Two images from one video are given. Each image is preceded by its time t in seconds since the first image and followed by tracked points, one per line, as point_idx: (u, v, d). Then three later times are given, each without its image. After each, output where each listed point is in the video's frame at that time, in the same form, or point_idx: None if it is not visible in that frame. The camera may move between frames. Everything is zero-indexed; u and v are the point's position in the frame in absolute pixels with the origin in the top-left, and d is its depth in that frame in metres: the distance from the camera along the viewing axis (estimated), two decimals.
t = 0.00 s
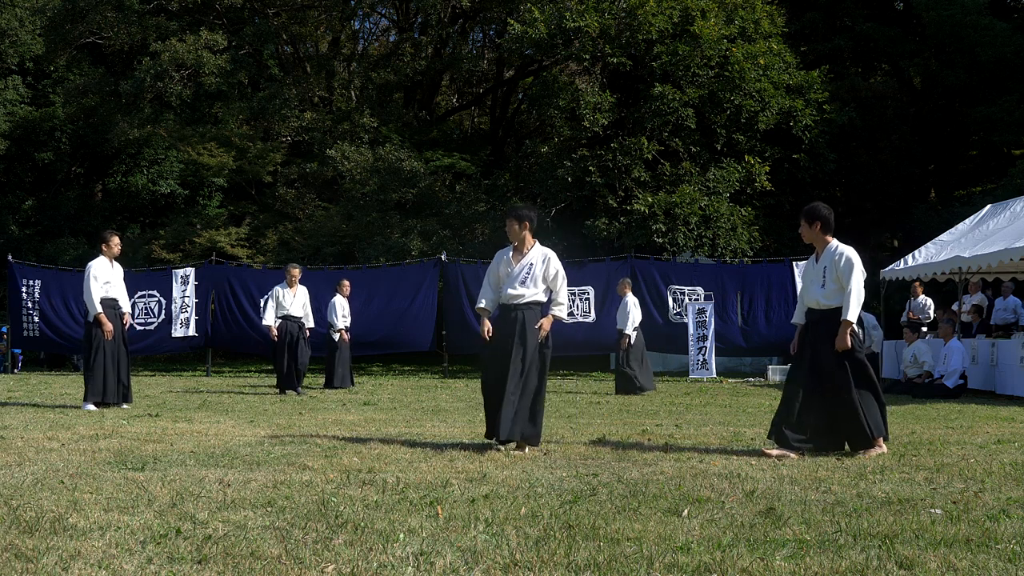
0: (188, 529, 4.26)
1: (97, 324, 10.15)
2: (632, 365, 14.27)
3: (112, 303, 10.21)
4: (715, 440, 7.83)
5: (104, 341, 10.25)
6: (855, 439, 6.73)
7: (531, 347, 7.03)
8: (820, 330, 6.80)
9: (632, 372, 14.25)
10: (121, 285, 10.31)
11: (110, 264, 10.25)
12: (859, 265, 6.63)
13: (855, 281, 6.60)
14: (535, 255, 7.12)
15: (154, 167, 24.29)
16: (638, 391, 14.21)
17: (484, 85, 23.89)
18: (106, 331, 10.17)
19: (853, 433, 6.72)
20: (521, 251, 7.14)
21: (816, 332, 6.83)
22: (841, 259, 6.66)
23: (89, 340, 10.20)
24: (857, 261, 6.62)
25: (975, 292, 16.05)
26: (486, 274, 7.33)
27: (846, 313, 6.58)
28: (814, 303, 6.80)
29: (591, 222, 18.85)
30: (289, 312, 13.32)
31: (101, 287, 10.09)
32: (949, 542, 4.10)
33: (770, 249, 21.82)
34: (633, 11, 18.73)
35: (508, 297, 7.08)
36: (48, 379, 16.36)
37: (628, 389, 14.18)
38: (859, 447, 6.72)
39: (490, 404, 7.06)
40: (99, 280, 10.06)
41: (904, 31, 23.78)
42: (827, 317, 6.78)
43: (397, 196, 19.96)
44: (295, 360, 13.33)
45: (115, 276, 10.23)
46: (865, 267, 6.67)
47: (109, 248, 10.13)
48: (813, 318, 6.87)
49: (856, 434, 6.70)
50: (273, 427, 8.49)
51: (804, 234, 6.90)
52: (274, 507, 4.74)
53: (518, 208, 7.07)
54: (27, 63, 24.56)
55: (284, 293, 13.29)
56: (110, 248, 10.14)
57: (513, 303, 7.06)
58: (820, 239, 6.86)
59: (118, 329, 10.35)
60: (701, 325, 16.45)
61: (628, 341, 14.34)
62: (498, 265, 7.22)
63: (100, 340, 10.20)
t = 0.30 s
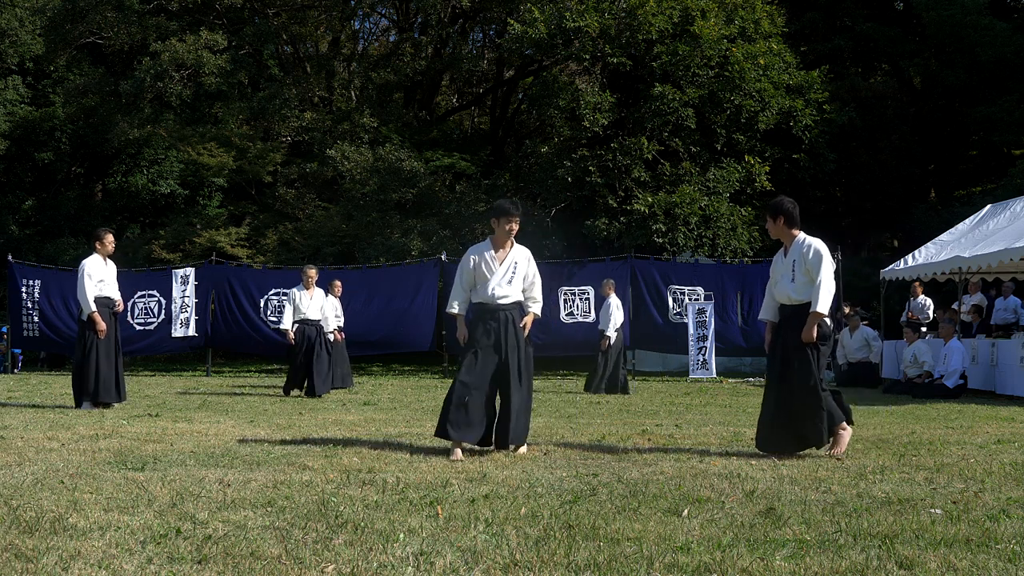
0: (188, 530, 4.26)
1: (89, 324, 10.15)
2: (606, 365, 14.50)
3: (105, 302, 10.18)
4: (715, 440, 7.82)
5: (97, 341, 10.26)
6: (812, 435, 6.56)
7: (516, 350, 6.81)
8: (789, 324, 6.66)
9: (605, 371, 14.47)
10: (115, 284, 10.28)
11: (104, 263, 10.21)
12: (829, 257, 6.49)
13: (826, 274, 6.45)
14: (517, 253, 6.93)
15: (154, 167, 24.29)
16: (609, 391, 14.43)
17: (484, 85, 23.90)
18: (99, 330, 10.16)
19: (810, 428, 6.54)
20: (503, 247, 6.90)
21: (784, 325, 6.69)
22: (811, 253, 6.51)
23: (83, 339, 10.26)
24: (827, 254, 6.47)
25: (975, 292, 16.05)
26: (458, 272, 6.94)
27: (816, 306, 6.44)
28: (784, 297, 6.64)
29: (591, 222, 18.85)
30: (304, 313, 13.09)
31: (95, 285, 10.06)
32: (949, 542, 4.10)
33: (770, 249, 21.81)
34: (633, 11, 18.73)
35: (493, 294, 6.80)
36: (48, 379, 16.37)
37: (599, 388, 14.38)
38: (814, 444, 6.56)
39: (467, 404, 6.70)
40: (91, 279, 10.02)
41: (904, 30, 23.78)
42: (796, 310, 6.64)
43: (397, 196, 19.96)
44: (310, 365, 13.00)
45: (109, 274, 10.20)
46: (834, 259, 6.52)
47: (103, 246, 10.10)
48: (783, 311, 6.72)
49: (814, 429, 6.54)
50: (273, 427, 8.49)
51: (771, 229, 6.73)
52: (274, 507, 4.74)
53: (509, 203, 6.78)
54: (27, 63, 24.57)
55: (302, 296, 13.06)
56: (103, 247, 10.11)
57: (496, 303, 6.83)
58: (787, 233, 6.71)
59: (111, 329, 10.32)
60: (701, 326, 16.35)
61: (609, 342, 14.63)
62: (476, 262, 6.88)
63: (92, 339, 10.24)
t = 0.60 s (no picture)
0: (188, 529, 4.26)
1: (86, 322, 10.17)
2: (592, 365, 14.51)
3: (101, 300, 10.16)
4: (715, 440, 7.83)
5: (95, 340, 10.24)
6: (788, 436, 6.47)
7: (496, 350, 6.78)
8: (775, 322, 6.63)
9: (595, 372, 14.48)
10: (113, 283, 10.29)
11: (102, 262, 10.25)
12: (816, 256, 6.42)
13: (812, 274, 6.39)
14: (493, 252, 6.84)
15: (154, 167, 24.30)
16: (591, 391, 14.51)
17: (484, 85, 23.93)
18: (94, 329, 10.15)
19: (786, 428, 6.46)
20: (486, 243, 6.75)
21: (770, 323, 6.67)
22: (798, 251, 6.46)
23: (80, 338, 10.25)
24: (814, 254, 6.40)
25: (975, 293, 16.04)
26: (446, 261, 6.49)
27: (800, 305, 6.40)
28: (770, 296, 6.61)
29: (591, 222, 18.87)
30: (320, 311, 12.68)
31: (92, 284, 10.08)
32: (949, 542, 4.10)
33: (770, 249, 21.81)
34: (633, 11, 18.73)
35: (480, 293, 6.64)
36: (47, 379, 16.37)
37: (599, 391, 14.41)
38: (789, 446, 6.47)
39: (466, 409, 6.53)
40: (87, 277, 10.04)
41: (904, 31, 23.78)
42: (782, 309, 6.61)
43: (397, 196, 19.97)
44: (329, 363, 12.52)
45: (106, 273, 10.22)
46: (823, 259, 6.45)
47: (100, 245, 10.11)
48: (772, 310, 6.70)
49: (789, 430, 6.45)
50: (273, 427, 8.49)
51: (762, 226, 6.69)
52: (274, 507, 4.74)
53: (506, 206, 6.80)
54: (27, 63, 24.58)
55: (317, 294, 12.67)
56: (100, 246, 10.13)
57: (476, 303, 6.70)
58: (779, 230, 6.65)
59: (109, 328, 10.31)
60: (701, 326, 16.33)
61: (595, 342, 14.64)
62: (472, 255, 6.56)
63: (90, 339, 10.22)
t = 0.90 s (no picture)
0: (188, 529, 4.26)
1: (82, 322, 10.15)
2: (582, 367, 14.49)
3: (98, 299, 10.17)
4: (715, 440, 7.83)
5: (93, 339, 10.20)
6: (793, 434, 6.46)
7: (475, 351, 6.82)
8: (770, 320, 6.65)
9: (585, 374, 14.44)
10: (111, 282, 10.32)
11: (101, 262, 10.28)
12: (812, 256, 6.43)
13: (807, 275, 6.41)
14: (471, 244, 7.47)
15: (154, 167, 24.29)
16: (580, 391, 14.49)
17: (484, 85, 23.93)
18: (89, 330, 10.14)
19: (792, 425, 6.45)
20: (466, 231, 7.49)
21: (765, 321, 6.70)
22: (796, 250, 6.46)
23: (77, 338, 10.21)
24: (810, 253, 6.41)
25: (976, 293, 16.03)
26: (458, 258, 6.55)
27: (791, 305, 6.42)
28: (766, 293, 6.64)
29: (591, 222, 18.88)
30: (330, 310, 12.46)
31: (90, 283, 10.10)
32: (948, 542, 4.10)
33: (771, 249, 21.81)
34: (633, 11, 18.73)
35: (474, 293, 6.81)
36: (47, 379, 16.36)
37: (590, 390, 14.40)
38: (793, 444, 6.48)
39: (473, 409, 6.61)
40: (84, 276, 10.07)
41: (904, 31, 23.77)
42: (777, 308, 6.62)
43: (397, 196, 19.97)
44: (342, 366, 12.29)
45: (104, 273, 10.24)
46: (821, 260, 6.45)
47: (99, 245, 10.11)
48: (767, 307, 6.71)
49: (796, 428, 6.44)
50: (273, 427, 8.49)
51: (764, 223, 6.69)
52: (274, 508, 4.74)
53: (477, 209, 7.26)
54: (27, 63, 24.58)
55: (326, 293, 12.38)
56: (99, 245, 10.15)
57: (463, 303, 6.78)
58: (781, 228, 6.63)
59: (107, 328, 10.32)
60: (701, 326, 16.32)
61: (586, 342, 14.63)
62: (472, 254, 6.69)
63: (88, 339, 10.18)
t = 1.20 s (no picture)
0: (188, 529, 4.26)
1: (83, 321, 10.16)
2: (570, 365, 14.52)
3: (96, 299, 10.17)
4: (715, 440, 7.84)
5: (92, 338, 10.21)
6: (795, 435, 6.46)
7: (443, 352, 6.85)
8: (767, 319, 6.65)
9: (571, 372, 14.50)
10: (110, 283, 10.34)
11: (102, 261, 10.30)
12: (809, 256, 6.43)
13: (804, 275, 6.42)
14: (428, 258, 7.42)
15: (154, 167, 24.29)
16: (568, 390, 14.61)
17: (484, 85, 23.93)
18: (91, 329, 10.14)
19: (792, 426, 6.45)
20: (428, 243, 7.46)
21: (762, 320, 6.70)
22: (793, 250, 6.47)
23: (77, 336, 10.22)
24: (808, 253, 6.42)
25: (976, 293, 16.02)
26: (431, 265, 6.60)
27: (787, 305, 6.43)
28: (763, 293, 6.64)
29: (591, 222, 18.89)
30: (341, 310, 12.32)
31: (90, 282, 10.12)
32: (949, 542, 4.10)
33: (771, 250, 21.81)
34: (633, 11, 18.73)
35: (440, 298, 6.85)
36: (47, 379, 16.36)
37: (577, 388, 14.50)
38: (795, 445, 6.46)
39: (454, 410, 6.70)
40: (84, 276, 10.09)
41: (904, 31, 23.77)
42: (774, 308, 6.62)
43: (397, 196, 19.98)
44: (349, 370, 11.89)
45: (104, 272, 10.27)
46: (818, 260, 6.46)
47: (100, 245, 10.12)
48: (765, 306, 6.71)
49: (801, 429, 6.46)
50: (273, 428, 8.49)
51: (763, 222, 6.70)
52: (274, 508, 4.74)
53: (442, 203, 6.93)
54: (27, 63, 24.58)
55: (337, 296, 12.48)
56: (100, 245, 10.16)
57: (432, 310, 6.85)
58: (779, 227, 6.63)
59: (105, 328, 10.33)
60: (701, 326, 16.34)
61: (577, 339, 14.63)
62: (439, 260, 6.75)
63: (87, 338, 10.19)
